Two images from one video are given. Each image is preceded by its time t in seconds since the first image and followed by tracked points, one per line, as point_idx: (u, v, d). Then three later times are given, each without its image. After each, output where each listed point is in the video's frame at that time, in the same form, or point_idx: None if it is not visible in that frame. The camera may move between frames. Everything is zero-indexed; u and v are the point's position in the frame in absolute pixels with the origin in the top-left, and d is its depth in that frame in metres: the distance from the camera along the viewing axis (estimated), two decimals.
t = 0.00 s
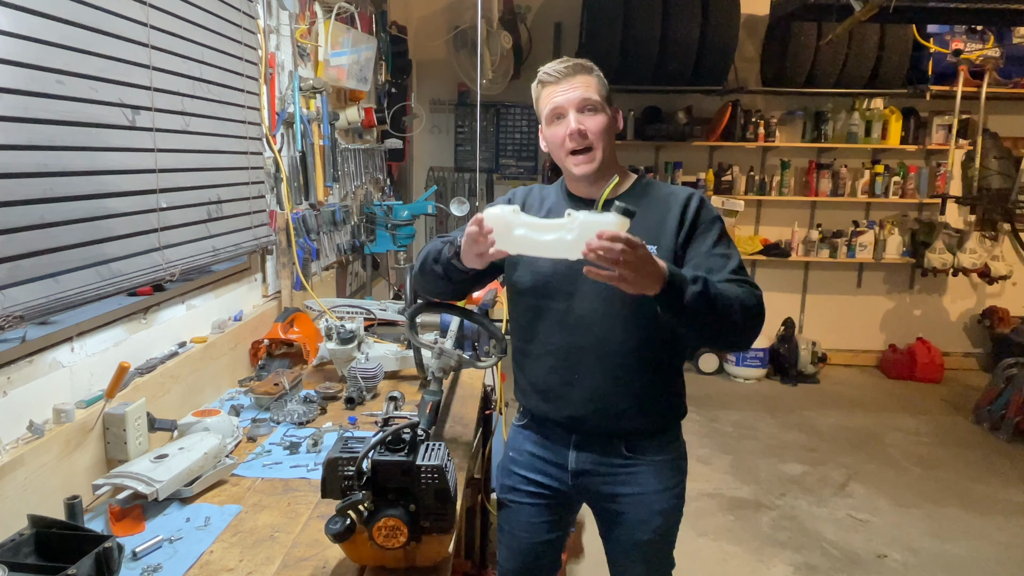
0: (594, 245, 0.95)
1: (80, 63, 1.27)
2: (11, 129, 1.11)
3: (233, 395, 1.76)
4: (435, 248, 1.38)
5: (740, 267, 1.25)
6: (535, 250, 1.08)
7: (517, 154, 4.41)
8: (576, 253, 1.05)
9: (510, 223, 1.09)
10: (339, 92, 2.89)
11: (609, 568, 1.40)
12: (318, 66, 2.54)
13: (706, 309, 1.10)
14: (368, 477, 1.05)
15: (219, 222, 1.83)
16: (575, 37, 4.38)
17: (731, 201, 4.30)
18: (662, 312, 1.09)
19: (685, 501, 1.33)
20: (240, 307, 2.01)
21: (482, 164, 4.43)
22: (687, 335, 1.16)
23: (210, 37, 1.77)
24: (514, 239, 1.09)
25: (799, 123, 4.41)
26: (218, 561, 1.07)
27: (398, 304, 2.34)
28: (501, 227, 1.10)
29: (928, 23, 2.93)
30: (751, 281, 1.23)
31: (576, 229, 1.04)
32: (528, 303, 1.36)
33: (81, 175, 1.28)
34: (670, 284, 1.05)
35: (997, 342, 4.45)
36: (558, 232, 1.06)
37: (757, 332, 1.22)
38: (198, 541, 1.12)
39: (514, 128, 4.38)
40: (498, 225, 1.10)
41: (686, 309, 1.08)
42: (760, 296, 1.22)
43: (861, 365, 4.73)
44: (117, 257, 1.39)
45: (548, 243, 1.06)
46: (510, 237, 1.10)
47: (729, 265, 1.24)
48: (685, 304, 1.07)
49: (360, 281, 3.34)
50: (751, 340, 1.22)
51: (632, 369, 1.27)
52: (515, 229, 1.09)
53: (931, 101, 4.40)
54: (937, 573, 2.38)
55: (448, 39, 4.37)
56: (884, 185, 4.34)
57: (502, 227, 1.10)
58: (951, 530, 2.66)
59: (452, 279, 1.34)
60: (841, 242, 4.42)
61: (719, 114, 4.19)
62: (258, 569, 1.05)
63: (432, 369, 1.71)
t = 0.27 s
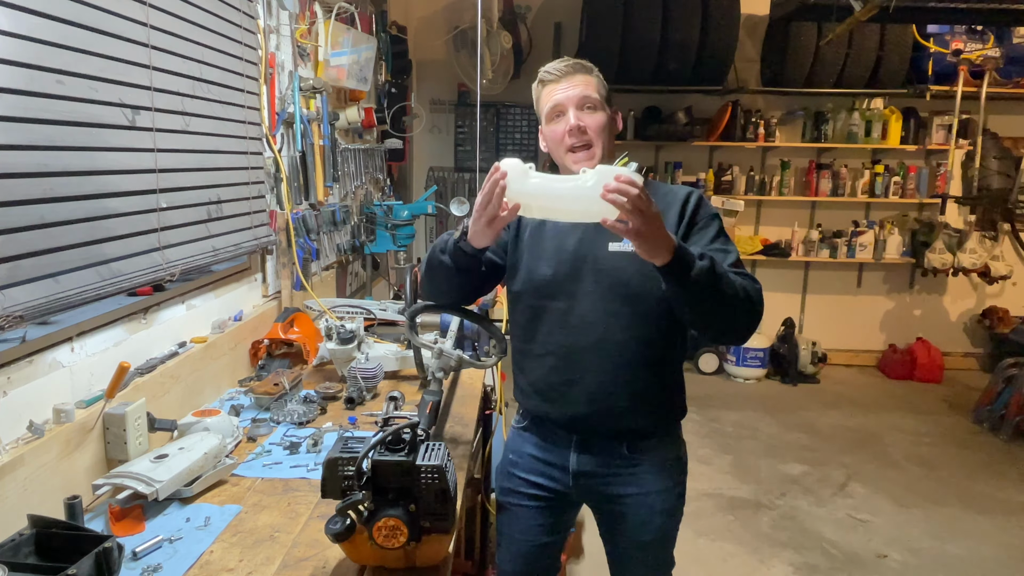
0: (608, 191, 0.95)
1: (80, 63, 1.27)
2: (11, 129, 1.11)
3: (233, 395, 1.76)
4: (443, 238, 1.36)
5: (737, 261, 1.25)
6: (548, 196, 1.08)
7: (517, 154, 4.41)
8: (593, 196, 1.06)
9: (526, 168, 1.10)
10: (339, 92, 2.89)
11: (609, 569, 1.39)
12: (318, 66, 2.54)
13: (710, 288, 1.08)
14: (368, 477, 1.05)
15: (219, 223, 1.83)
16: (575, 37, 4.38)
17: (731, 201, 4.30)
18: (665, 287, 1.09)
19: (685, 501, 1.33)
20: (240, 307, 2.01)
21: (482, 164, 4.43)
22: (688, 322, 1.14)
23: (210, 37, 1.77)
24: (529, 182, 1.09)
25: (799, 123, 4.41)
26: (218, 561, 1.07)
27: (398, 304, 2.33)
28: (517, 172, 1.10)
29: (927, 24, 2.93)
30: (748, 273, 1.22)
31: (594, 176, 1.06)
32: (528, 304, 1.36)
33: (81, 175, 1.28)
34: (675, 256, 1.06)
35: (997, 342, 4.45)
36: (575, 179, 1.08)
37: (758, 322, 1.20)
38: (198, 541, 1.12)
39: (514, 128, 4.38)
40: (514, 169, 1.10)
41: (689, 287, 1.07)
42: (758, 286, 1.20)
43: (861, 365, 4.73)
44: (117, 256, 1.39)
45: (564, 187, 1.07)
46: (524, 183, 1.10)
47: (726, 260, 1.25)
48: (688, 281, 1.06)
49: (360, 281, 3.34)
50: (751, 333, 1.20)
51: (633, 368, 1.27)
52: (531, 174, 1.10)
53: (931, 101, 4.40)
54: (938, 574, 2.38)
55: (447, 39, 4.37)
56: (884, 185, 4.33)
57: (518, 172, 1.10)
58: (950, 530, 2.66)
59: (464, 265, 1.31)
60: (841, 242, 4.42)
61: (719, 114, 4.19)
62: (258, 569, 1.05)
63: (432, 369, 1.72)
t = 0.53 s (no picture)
0: (601, 239, 0.92)
1: (80, 63, 1.27)
2: (11, 129, 1.11)
3: (233, 395, 1.76)
4: (437, 245, 1.38)
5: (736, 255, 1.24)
6: (536, 238, 1.08)
7: (517, 154, 4.41)
8: (582, 240, 1.06)
9: (511, 208, 1.09)
10: (339, 92, 2.89)
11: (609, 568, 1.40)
12: (318, 66, 2.54)
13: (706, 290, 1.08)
14: (368, 477, 1.05)
15: (219, 222, 1.83)
16: (575, 37, 4.38)
17: (731, 201, 4.30)
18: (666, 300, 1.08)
19: (685, 501, 1.33)
20: (240, 307, 2.01)
21: (482, 164, 4.43)
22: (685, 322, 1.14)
23: (210, 37, 1.77)
24: (515, 224, 1.09)
25: (799, 123, 4.41)
26: (218, 561, 1.07)
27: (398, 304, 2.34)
28: (502, 211, 1.10)
29: (927, 24, 2.93)
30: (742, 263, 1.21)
31: (583, 217, 1.06)
32: (529, 303, 1.36)
33: (81, 175, 1.28)
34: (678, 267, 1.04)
35: (997, 342, 4.45)
36: (562, 219, 1.07)
37: (754, 313, 1.19)
38: (198, 541, 1.12)
39: (514, 128, 4.38)
40: (501, 209, 1.10)
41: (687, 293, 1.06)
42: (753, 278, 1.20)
43: (861, 365, 4.73)
44: (117, 256, 1.39)
45: (552, 231, 1.07)
46: (511, 222, 1.10)
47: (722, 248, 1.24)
48: (684, 288, 1.05)
49: (360, 281, 3.34)
50: (745, 327, 1.20)
51: (632, 367, 1.27)
52: (517, 214, 1.09)
53: (931, 101, 4.40)
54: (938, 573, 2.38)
55: (447, 40, 4.37)
56: (884, 185, 4.33)
57: (503, 212, 1.10)
58: (950, 530, 2.66)
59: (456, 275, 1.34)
60: (841, 242, 4.42)
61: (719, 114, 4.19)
62: (258, 569, 1.05)
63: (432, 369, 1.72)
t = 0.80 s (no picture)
0: (604, 250, 0.94)
1: (80, 63, 1.27)
2: (11, 129, 1.11)
3: (233, 395, 1.76)
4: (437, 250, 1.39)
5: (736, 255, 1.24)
6: (540, 249, 1.11)
7: (517, 154, 4.41)
8: (585, 251, 1.08)
9: (514, 219, 1.11)
10: (339, 92, 2.89)
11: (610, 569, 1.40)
12: (318, 66, 2.54)
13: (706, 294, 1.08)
14: (368, 477, 1.05)
15: (219, 222, 1.83)
16: (575, 37, 4.39)
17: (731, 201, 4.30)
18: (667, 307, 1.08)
19: (687, 501, 1.33)
20: (240, 307, 2.01)
21: (482, 164, 4.43)
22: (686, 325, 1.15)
23: (210, 37, 1.77)
24: (519, 236, 1.12)
25: (799, 123, 4.41)
26: (218, 561, 1.07)
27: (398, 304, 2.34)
28: (504, 223, 1.12)
29: (928, 23, 2.93)
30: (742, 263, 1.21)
31: (585, 228, 1.07)
32: (529, 305, 1.36)
33: (81, 175, 1.28)
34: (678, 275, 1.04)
35: (997, 342, 4.45)
36: (565, 230, 1.09)
37: (754, 313, 1.19)
38: (198, 541, 1.12)
39: (514, 128, 4.38)
40: (503, 221, 1.12)
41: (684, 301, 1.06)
42: (753, 278, 1.19)
43: (861, 365, 4.73)
44: (117, 256, 1.39)
45: (555, 243, 1.09)
46: (514, 234, 1.12)
47: (722, 248, 1.23)
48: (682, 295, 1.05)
49: (360, 281, 3.34)
50: (747, 327, 1.20)
51: (633, 368, 1.27)
52: (519, 227, 1.11)
53: (931, 101, 4.40)
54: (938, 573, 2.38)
55: (447, 40, 4.37)
56: (884, 185, 4.33)
57: (506, 223, 1.12)
58: (951, 530, 2.66)
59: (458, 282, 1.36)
60: (841, 242, 4.42)
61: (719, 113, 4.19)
62: (258, 569, 1.05)
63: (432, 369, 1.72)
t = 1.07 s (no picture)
0: (602, 248, 0.94)
1: (80, 63, 1.27)
2: (11, 129, 1.11)
3: (233, 395, 1.76)
4: (436, 250, 1.39)
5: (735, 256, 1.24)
6: (537, 250, 1.11)
7: (517, 154, 4.41)
8: (583, 250, 1.08)
9: (510, 221, 1.11)
10: (339, 92, 2.89)
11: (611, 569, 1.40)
12: (318, 66, 2.54)
13: (708, 296, 1.08)
14: (368, 477, 1.05)
15: (219, 222, 1.83)
16: (575, 37, 4.39)
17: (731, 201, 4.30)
18: (665, 303, 1.08)
19: (688, 501, 1.33)
20: (240, 307, 2.01)
21: (482, 164, 4.43)
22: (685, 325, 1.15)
23: (210, 37, 1.77)
24: (516, 238, 1.11)
25: (799, 123, 4.41)
26: (218, 561, 1.07)
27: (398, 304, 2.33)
28: (500, 226, 1.12)
29: (928, 23, 2.92)
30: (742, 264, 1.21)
31: (582, 227, 1.07)
32: (530, 305, 1.36)
33: (81, 175, 1.28)
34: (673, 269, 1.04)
35: (997, 342, 4.45)
36: (562, 230, 1.08)
37: (754, 315, 1.19)
38: (198, 541, 1.12)
39: (514, 128, 4.38)
40: (499, 224, 1.12)
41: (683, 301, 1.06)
42: (753, 279, 1.19)
43: (861, 365, 4.73)
44: (117, 256, 1.39)
45: (552, 244, 1.09)
46: (510, 236, 1.12)
47: (723, 249, 1.24)
48: (679, 294, 1.05)
49: (360, 281, 3.34)
50: (747, 328, 1.20)
51: (634, 368, 1.27)
52: (516, 228, 1.11)
53: (931, 101, 4.40)
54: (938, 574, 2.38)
55: (448, 40, 4.37)
56: (884, 185, 4.33)
57: (503, 226, 1.12)
58: (951, 530, 2.66)
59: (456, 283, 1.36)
60: (841, 242, 4.42)
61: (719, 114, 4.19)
62: (258, 569, 1.05)
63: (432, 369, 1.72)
